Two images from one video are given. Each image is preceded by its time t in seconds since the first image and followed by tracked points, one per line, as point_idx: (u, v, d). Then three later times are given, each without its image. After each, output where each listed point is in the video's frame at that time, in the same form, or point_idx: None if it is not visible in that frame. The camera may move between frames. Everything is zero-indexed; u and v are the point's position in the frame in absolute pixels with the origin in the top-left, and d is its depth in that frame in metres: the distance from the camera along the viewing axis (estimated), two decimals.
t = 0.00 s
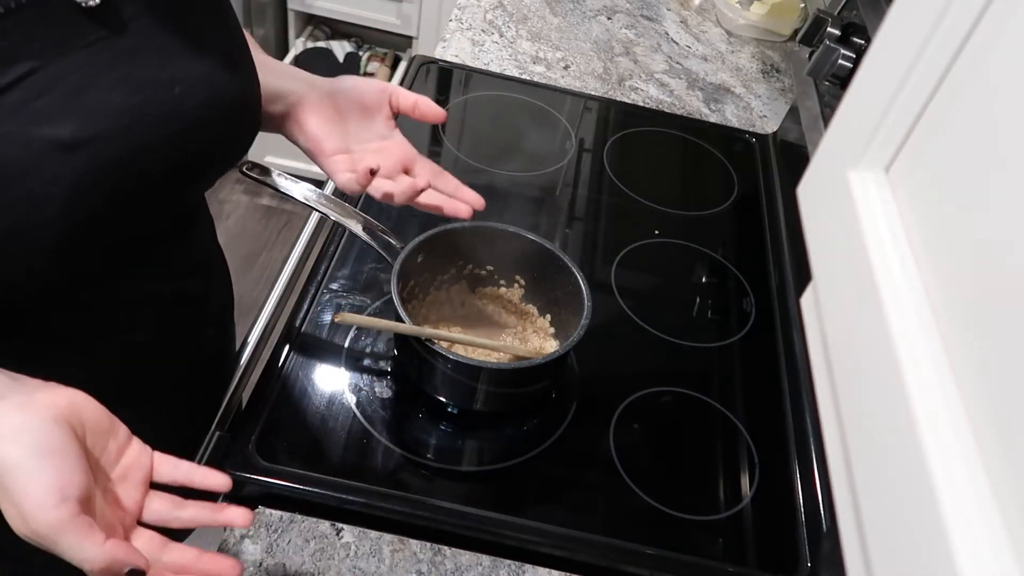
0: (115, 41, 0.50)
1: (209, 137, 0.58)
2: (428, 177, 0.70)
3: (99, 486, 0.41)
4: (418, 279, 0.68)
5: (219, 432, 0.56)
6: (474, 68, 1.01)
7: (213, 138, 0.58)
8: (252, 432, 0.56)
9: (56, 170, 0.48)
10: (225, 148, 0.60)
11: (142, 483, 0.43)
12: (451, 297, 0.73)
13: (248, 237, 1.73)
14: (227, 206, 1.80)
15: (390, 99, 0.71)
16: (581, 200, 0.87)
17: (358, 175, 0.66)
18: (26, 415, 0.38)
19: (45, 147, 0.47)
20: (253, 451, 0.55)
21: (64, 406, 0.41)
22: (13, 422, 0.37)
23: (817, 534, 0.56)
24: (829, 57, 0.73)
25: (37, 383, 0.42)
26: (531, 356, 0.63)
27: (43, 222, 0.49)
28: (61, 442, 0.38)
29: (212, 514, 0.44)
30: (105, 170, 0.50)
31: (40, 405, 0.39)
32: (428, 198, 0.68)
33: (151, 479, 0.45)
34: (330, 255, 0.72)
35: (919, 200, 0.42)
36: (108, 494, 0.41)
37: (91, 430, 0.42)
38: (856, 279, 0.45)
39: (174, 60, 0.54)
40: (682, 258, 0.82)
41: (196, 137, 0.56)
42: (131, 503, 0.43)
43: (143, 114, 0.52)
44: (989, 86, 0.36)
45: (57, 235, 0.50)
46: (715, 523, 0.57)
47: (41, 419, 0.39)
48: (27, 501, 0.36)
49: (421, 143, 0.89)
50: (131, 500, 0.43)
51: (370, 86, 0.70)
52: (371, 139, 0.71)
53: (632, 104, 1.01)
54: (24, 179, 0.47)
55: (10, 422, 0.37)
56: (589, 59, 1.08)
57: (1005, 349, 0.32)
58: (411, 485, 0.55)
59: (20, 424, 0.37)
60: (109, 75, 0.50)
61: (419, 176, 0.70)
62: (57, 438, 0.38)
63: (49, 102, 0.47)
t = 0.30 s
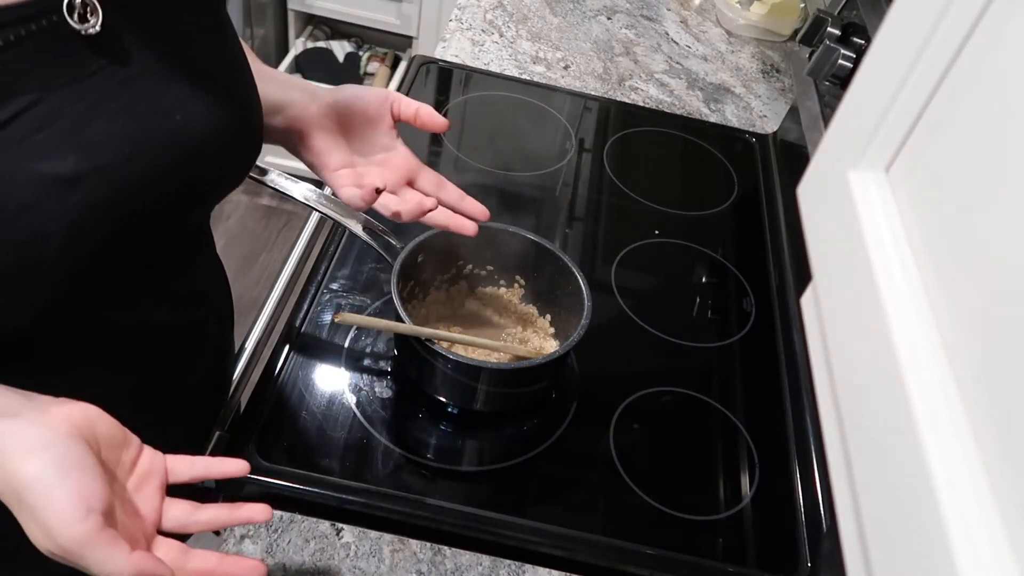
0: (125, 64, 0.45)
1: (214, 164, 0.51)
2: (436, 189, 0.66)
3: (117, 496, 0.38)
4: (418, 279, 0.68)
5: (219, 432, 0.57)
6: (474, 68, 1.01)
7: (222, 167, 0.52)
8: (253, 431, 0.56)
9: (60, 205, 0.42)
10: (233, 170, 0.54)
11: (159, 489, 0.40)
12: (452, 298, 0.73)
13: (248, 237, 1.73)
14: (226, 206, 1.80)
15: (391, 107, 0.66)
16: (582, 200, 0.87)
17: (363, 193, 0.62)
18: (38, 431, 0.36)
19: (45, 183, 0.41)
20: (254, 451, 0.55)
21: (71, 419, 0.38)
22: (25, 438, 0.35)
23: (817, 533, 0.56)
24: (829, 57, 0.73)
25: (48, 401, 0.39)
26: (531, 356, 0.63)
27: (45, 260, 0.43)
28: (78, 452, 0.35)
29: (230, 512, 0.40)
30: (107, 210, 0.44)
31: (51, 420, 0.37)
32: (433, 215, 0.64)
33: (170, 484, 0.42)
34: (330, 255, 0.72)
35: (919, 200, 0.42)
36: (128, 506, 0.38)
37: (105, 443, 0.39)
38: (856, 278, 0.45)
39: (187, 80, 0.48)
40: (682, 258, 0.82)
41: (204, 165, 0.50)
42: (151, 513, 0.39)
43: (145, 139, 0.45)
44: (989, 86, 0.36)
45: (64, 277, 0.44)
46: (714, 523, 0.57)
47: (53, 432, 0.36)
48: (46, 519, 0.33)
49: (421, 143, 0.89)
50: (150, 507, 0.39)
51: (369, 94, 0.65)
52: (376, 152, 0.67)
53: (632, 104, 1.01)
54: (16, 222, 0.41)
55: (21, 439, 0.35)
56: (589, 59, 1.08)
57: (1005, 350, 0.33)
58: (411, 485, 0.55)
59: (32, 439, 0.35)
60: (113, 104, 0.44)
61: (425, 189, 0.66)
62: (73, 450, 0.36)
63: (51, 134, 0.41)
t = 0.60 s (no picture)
0: (111, 82, 0.44)
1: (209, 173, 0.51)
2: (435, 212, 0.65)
3: (92, 527, 0.38)
4: (418, 279, 0.68)
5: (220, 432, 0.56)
6: (474, 68, 1.01)
7: (217, 174, 0.52)
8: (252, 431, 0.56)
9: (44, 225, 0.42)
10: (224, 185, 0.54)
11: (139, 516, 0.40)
12: (452, 298, 0.72)
13: (248, 237, 1.73)
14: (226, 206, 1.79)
15: (396, 123, 0.65)
16: (581, 200, 0.87)
17: (363, 208, 0.60)
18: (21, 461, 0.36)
19: (28, 205, 0.41)
20: (253, 451, 0.55)
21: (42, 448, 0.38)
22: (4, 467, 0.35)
23: (817, 533, 0.56)
24: (829, 57, 0.73)
25: (27, 426, 0.39)
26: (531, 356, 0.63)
27: (29, 276, 0.42)
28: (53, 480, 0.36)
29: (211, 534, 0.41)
30: (94, 221, 0.44)
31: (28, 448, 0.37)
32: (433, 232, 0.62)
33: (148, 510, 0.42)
34: (330, 255, 0.72)
35: (919, 200, 0.42)
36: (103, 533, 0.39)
37: (81, 469, 0.39)
38: (857, 278, 0.45)
39: (177, 91, 0.49)
40: (681, 258, 0.82)
41: (197, 177, 0.50)
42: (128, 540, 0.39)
43: (134, 156, 0.45)
44: (989, 86, 0.36)
45: (61, 279, 0.44)
46: (715, 523, 0.57)
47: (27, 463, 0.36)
48: (16, 553, 0.33)
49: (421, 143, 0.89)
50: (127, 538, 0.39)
51: (373, 110, 0.65)
52: (378, 168, 0.66)
53: (632, 104, 1.01)
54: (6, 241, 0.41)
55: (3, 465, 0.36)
56: (589, 59, 1.08)
57: (1005, 350, 0.32)
58: (411, 485, 0.55)
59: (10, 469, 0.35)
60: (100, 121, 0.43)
61: (426, 207, 0.65)
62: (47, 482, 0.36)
63: (33, 152, 0.41)
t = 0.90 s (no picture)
0: (106, 84, 0.44)
1: (204, 171, 0.51)
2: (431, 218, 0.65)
3: (82, 536, 0.38)
4: (418, 279, 0.68)
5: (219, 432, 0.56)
6: (474, 68, 1.01)
7: (212, 173, 0.52)
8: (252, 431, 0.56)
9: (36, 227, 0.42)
10: (217, 189, 0.54)
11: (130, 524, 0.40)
12: (452, 298, 0.72)
13: (248, 237, 1.73)
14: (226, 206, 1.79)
15: (393, 127, 0.64)
16: (582, 199, 0.87)
17: (360, 216, 0.59)
18: None
19: (18, 209, 0.41)
20: (252, 451, 0.55)
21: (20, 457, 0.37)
22: None
23: (817, 534, 0.56)
24: (829, 57, 0.73)
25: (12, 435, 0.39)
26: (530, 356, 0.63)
27: (23, 281, 0.43)
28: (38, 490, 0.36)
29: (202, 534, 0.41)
30: (90, 226, 0.45)
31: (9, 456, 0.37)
32: (427, 241, 0.62)
33: (137, 519, 0.42)
34: (330, 255, 0.72)
35: (919, 199, 0.42)
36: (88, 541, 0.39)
37: (69, 477, 0.39)
38: (857, 278, 0.45)
39: (171, 95, 0.49)
40: (681, 258, 0.82)
41: (193, 179, 0.51)
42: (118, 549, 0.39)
43: (126, 153, 0.45)
44: (989, 85, 0.36)
45: (57, 281, 0.45)
46: (715, 523, 0.57)
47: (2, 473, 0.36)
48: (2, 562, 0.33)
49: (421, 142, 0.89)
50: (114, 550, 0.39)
51: (371, 116, 0.63)
52: (376, 174, 0.66)
53: (632, 104, 1.01)
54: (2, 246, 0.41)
55: None
56: (589, 59, 1.08)
57: (1005, 349, 0.32)
58: (411, 484, 0.55)
59: None
60: (94, 122, 0.44)
61: (421, 215, 0.65)
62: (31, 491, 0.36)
63: (26, 154, 0.41)
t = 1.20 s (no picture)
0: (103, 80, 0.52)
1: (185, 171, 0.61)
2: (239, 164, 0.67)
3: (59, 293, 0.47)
4: (418, 279, 0.68)
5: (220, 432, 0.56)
6: (474, 68, 1.01)
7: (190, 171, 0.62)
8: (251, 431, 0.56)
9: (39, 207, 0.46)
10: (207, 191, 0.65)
11: None
12: (452, 298, 0.72)
13: (248, 237, 1.73)
14: (226, 206, 1.79)
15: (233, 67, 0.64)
16: (581, 199, 0.87)
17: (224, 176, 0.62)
18: None
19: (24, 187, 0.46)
20: (251, 451, 0.55)
21: None
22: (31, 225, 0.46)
23: (817, 534, 0.56)
24: (829, 57, 0.73)
25: None
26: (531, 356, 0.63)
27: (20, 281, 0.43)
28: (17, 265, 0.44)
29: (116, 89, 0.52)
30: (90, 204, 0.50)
31: None
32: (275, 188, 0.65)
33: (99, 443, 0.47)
34: (330, 256, 0.72)
35: (919, 200, 0.42)
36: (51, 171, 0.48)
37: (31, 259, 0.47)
38: (857, 278, 0.45)
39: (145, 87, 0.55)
40: (681, 258, 0.82)
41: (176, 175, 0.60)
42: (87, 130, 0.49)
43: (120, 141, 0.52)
44: (989, 85, 0.36)
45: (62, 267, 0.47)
46: (715, 522, 0.57)
47: None
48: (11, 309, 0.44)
49: (421, 142, 0.89)
50: (81, 127, 0.49)
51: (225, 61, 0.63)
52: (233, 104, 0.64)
53: (632, 104, 1.01)
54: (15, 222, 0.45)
55: None
56: (589, 59, 1.08)
57: (1004, 350, 0.32)
58: (411, 485, 0.55)
59: None
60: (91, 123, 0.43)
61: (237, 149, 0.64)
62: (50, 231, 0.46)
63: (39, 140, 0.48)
